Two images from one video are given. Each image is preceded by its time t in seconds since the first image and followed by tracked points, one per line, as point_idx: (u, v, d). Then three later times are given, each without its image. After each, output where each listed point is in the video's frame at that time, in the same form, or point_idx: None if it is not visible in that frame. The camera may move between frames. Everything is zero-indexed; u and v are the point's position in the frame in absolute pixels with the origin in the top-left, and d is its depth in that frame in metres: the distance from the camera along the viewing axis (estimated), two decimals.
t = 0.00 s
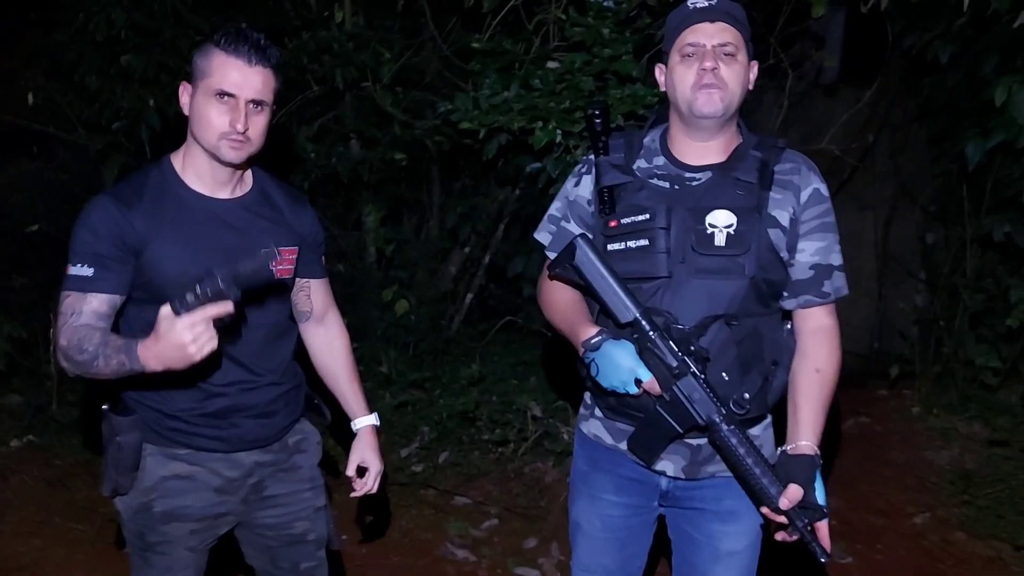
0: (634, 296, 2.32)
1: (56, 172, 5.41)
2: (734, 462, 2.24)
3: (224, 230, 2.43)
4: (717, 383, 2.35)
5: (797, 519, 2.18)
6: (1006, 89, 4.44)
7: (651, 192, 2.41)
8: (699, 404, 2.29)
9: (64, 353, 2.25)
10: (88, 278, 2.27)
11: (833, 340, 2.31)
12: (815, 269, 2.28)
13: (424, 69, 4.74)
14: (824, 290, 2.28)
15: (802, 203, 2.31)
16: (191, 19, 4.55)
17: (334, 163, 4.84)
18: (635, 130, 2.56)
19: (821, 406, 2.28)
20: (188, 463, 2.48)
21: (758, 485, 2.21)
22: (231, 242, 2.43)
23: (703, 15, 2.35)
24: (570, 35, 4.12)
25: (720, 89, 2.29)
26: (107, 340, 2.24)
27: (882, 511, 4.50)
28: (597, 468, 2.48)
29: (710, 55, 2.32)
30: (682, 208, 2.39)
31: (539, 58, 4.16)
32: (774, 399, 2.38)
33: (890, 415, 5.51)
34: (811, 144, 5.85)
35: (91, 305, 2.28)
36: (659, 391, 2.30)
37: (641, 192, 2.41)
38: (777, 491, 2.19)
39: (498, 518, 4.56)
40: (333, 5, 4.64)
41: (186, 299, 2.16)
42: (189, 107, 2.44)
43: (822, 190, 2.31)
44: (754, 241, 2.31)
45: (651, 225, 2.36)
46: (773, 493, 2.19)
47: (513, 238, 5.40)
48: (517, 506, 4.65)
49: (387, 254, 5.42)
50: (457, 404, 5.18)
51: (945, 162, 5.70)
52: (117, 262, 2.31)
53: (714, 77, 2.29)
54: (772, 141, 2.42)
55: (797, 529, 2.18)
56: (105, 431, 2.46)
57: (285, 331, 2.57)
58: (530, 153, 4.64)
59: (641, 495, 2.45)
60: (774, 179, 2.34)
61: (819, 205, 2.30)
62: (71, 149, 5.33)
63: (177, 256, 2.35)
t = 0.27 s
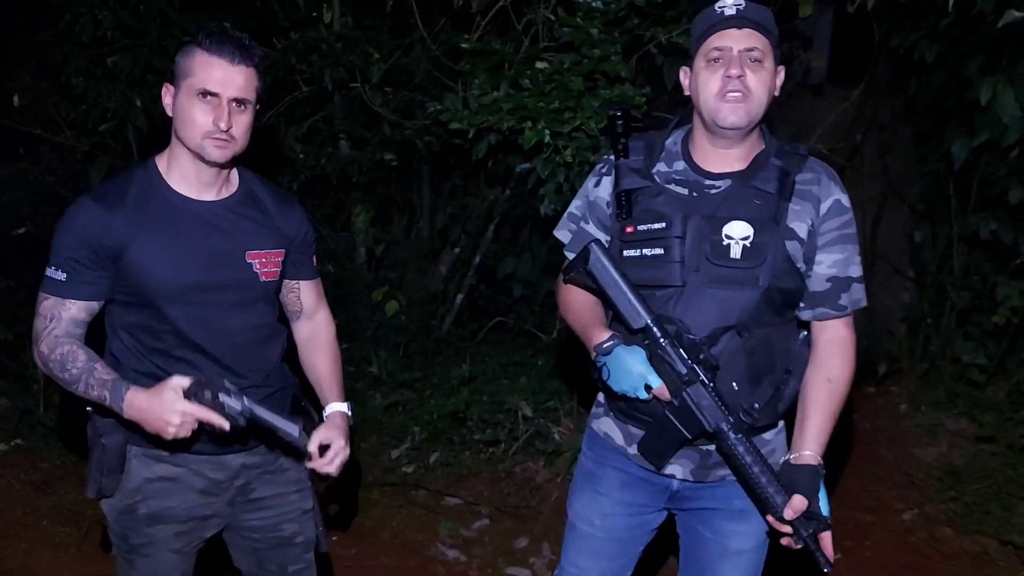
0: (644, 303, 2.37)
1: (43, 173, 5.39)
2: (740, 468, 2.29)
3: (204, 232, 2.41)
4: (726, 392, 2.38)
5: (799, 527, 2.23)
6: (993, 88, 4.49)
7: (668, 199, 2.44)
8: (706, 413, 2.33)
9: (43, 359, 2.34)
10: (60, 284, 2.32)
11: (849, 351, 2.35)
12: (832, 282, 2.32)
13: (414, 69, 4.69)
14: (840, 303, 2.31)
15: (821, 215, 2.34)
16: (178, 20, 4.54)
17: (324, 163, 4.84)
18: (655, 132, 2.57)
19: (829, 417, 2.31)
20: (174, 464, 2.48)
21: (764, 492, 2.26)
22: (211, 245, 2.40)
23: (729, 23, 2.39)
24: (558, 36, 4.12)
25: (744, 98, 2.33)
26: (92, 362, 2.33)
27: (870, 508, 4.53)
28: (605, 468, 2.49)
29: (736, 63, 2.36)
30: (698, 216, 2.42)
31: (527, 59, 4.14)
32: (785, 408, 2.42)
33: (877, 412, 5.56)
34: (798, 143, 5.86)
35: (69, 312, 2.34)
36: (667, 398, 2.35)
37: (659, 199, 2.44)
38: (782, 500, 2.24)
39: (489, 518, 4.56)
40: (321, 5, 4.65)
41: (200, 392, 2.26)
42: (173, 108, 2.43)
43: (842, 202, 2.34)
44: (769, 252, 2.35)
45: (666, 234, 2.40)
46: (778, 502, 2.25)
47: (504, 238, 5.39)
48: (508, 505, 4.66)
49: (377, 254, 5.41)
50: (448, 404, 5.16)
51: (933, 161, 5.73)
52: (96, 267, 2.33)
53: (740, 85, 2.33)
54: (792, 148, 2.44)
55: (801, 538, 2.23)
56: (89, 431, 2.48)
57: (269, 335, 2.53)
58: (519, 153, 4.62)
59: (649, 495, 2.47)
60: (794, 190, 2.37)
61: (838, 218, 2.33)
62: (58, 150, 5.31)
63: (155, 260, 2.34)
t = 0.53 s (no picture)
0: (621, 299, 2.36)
1: (20, 178, 5.33)
2: (715, 462, 2.29)
3: (174, 237, 2.39)
4: (707, 389, 2.38)
5: (776, 519, 2.24)
6: (968, 89, 4.56)
7: (654, 197, 2.43)
8: (681, 408, 2.32)
9: (22, 372, 2.35)
10: (31, 291, 2.31)
11: (832, 350, 2.35)
12: (814, 281, 2.31)
13: (395, 73, 4.61)
14: (822, 302, 2.32)
15: (806, 215, 2.33)
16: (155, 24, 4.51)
17: (305, 166, 4.83)
18: (643, 128, 2.56)
19: (805, 415, 2.34)
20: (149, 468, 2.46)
21: (738, 485, 2.26)
22: (181, 250, 2.39)
23: (717, 23, 2.35)
24: (537, 38, 4.12)
25: (729, 102, 2.31)
26: (77, 382, 2.35)
27: (851, 506, 4.57)
28: (589, 464, 2.49)
29: (722, 65, 2.33)
30: (682, 213, 2.41)
31: (508, 61, 4.17)
32: (767, 406, 2.43)
33: (856, 409, 5.62)
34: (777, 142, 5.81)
35: (45, 321, 2.33)
36: (643, 392, 2.35)
37: (644, 196, 2.43)
38: (756, 493, 2.25)
39: (473, 520, 4.56)
40: (300, 9, 4.64)
41: (198, 447, 2.30)
42: (144, 113, 2.40)
43: (828, 202, 2.33)
44: (753, 251, 2.33)
45: (650, 231, 2.40)
46: (752, 493, 2.25)
47: (488, 239, 5.30)
48: (492, 508, 4.66)
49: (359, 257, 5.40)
50: (430, 407, 5.20)
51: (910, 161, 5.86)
52: (68, 274, 2.32)
53: (725, 88, 2.31)
54: (779, 150, 2.42)
55: (775, 530, 2.26)
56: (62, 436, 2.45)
57: (242, 341, 2.53)
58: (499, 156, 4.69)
59: (631, 491, 2.47)
60: (780, 189, 2.35)
61: (823, 218, 2.32)
62: (35, 156, 5.25)
63: (125, 265, 2.33)
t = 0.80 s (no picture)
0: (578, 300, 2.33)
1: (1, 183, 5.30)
2: (678, 462, 2.26)
3: (139, 243, 2.36)
4: (667, 389, 2.34)
5: (740, 517, 2.20)
6: (946, 88, 4.57)
7: (608, 196, 2.40)
8: (642, 408, 2.29)
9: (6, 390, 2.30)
10: (3, 304, 2.27)
11: (789, 344, 2.31)
12: (770, 275, 2.27)
13: (377, 74, 4.66)
14: (779, 296, 2.28)
15: (758, 209, 2.30)
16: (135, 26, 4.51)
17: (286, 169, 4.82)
18: (595, 131, 2.54)
19: (763, 410, 2.28)
20: (116, 472, 2.44)
21: (702, 485, 2.22)
22: (146, 256, 2.36)
23: (661, 22, 2.35)
24: (520, 39, 4.12)
25: (680, 97, 2.29)
26: (72, 397, 2.32)
27: (833, 503, 4.60)
28: (554, 473, 2.45)
29: (669, 62, 2.32)
30: (636, 212, 2.38)
31: (491, 62, 4.17)
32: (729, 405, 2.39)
33: (839, 407, 5.67)
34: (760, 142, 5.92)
35: (22, 332, 2.30)
36: (603, 394, 2.33)
37: (597, 196, 2.40)
38: (720, 491, 2.21)
39: (459, 521, 4.52)
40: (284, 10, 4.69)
41: (192, 459, 2.42)
42: (102, 119, 2.36)
43: (780, 195, 2.30)
44: (707, 247, 2.30)
45: (604, 230, 2.36)
46: (717, 492, 2.21)
47: (472, 239, 5.35)
48: (477, 509, 4.64)
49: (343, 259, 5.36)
50: (415, 408, 5.26)
51: (890, 162, 5.87)
52: (37, 282, 2.29)
53: (674, 84, 2.29)
54: (730, 146, 2.39)
55: (740, 529, 2.21)
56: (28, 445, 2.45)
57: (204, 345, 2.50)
58: (481, 157, 4.87)
59: (597, 498, 2.43)
60: (731, 184, 2.32)
61: (776, 211, 2.28)
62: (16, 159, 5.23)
63: (93, 272, 2.31)
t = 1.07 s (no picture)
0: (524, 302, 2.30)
1: None
2: (628, 459, 2.22)
3: (112, 246, 2.32)
4: (617, 388, 2.32)
5: (693, 513, 2.14)
6: (928, 88, 4.55)
7: (547, 198, 2.38)
8: (591, 407, 2.25)
9: None
10: None
11: (736, 335, 2.30)
12: (712, 266, 2.26)
13: (363, 77, 4.59)
14: (722, 287, 2.26)
15: (696, 202, 2.29)
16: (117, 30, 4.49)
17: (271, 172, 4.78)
18: (530, 134, 2.50)
19: (717, 400, 2.26)
20: (106, 477, 2.42)
21: (653, 482, 2.19)
22: (122, 258, 2.33)
23: (589, 22, 2.30)
24: (505, 40, 4.09)
25: (611, 98, 2.26)
26: (64, 404, 2.32)
27: (821, 500, 4.64)
28: (512, 477, 2.43)
29: (599, 62, 2.28)
30: (577, 211, 2.36)
31: (476, 64, 4.15)
32: (679, 398, 2.37)
33: (827, 406, 5.71)
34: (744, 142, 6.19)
35: (5, 340, 2.26)
36: (553, 396, 2.30)
37: (537, 199, 2.38)
38: (672, 486, 2.17)
39: (449, 523, 4.52)
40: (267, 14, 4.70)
41: (184, 458, 2.45)
42: (70, 117, 2.31)
43: (717, 186, 2.30)
44: (648, 243, 2.29)
45: (546, 232, 2.33)
46: (668, 487, 2.17)
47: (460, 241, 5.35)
48: (467, 511, 4.63)
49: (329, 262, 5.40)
50: (406, 410, 5.20)
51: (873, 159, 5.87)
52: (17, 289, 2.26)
53: (605, 85, 2.26)
54: (664, 140, 2.40)
55: (693, 525, 2.15)
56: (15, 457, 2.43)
57: (181, 346, 2.48)
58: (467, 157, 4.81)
59: (558, 499, 2.41)
60: (668, 178, 2.32)
61: (714, 202, 2.28)
62: None
63: (72, 276, 2.28)
